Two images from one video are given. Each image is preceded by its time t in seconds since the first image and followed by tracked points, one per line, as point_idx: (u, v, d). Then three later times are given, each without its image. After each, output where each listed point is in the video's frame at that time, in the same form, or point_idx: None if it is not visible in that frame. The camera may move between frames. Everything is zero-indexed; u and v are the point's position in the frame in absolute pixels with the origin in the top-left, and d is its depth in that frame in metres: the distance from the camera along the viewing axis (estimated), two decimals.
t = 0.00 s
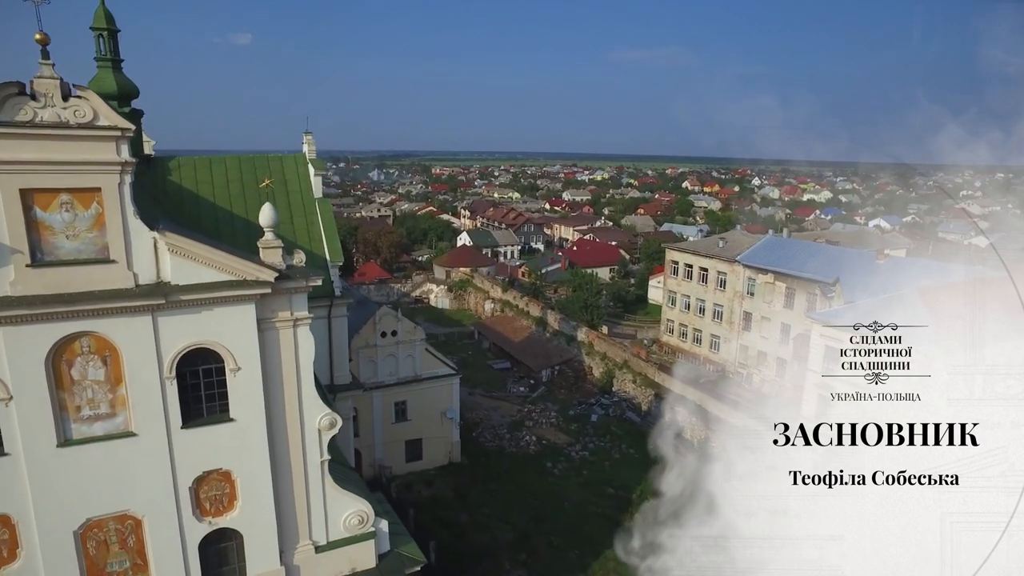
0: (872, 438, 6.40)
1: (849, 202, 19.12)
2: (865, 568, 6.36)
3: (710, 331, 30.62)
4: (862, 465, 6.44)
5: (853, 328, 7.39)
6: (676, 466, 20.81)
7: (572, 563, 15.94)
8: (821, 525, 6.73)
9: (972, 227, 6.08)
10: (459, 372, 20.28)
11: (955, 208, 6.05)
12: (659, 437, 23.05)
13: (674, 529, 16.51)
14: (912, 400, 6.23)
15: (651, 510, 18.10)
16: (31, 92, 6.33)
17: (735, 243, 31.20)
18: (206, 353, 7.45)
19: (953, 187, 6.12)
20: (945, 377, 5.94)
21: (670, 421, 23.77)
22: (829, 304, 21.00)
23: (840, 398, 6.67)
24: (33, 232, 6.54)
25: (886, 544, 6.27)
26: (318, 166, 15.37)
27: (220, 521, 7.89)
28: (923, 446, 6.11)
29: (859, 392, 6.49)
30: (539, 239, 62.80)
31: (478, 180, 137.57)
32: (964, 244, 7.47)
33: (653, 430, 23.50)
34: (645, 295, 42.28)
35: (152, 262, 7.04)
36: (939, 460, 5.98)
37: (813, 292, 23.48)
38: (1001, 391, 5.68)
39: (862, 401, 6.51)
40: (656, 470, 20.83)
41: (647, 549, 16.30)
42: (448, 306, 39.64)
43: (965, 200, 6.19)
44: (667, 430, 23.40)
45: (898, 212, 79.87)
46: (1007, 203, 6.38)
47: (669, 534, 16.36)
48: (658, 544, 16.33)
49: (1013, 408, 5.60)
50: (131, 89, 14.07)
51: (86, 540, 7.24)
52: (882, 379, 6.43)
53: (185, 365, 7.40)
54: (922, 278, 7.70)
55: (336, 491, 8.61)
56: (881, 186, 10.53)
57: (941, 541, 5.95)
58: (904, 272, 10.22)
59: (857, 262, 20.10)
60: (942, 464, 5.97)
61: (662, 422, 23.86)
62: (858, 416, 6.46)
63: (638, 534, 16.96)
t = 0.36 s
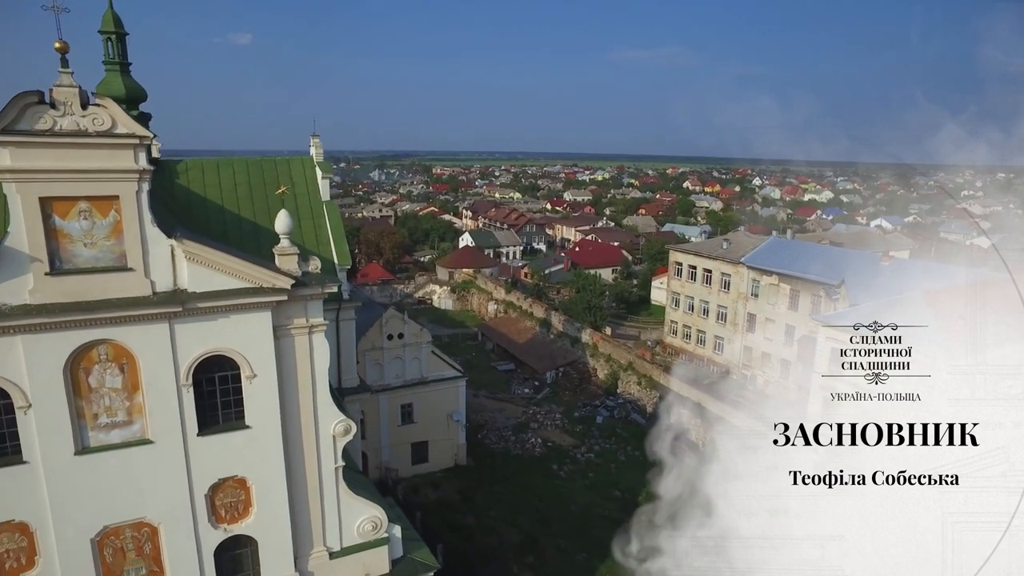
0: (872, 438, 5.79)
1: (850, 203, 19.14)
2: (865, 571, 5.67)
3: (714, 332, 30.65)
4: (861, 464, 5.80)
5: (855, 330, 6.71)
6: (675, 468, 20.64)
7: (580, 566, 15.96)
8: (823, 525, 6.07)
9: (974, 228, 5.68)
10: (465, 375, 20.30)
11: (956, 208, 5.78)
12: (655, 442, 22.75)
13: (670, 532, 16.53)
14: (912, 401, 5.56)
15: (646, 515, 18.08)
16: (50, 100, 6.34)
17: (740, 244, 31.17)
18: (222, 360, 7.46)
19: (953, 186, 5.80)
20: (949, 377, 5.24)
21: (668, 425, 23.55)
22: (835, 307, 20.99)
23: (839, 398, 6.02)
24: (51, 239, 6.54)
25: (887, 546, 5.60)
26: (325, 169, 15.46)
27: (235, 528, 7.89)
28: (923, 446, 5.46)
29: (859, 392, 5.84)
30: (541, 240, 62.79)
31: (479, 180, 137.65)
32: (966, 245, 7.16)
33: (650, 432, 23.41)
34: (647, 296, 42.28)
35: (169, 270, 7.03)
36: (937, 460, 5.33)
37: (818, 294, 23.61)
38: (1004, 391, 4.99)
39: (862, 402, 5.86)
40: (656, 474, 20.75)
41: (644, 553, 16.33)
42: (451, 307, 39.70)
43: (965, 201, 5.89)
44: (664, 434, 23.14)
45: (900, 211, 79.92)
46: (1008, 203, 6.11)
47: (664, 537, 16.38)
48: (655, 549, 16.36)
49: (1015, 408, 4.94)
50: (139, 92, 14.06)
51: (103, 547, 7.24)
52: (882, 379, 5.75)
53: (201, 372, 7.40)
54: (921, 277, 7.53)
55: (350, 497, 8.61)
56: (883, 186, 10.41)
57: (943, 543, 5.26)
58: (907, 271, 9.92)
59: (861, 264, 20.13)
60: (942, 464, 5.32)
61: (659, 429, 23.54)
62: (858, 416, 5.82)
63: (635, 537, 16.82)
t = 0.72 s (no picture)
0: (872, 438, 5.36)
1: (851, 204, 19.18)
2: None
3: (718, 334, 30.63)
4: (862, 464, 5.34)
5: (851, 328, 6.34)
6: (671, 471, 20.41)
7: (587, 570, 15.97)
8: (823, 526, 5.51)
9: (973, 230, 5.44)
10: (471, 377, 20.30)
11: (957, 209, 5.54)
12: (653, 444, 22.64)
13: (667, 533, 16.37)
14: (913, 401, 5.19)
15: (645, 516, 17.83)
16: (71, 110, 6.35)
17: (743, 246, 31.19)
18: (239, 368, 7.46)
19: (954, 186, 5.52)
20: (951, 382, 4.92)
21: (664, 428, 23.20)
22: (839, 309, 20.98)
23: (837, 398, 5.65)
24: (72, 248, 6.54)
25: (888, 546, 5.17)
26: (334, 172, 14.82)
27: (252, 535, 7.88)
28: (924, 446, 5.07)
29: (859, 392, 5.44)
30: (543, 240, 62.83)
31: (479, 180, 137.80)
32: (971, 249, 6.81)
33: (646, 438, 23.13)
34: (650, 297, 42.28)
35: (187, 278, 7.02)
36: (936, 460, 4.96)
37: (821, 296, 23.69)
38: (1006, 391, 4.68)
39: (862, 403, 5.46)
40: (656, 476, 20.65)
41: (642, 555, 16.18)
42: (454, 308, 39.76)
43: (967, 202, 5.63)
44: (661, 437, 22.74)
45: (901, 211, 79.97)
46: (1010, 203, 5.77)
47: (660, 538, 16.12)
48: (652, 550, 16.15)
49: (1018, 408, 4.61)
50: (149, 96, 14.09)
51: (121, 555, 7.23)
52: (882, 379, 5.36)
53: (218, 380, 7.40)
54: (931, 284, 7.47)
55: (365, 503, 8.61)
56: (881, 185, 10.29)
57: (945, 542, 4.88)
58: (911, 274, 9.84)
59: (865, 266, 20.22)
60: (942, 464, 4.95)
61: (656, 433, 23.22)
62: (858, 416, 5.43)
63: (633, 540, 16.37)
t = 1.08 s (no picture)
0: (873, 438, 5.18)
1: (852, 205, 19.21)
2: None
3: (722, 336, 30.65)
4: (862, 463, 5.19)
5: (853, 328, 6.21)
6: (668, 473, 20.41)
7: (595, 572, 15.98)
8: (823, 525, 5.36)
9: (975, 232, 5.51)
10: (477, 380, 20.30)
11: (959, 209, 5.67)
12: (651, 447, 22.57)
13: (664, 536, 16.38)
14: (914, 402, 5.01)
15: (643, 520, 17.83)
16: (93, 119, 6.38)
17: (746, 248, 31.25)
18: (258, 376, 7.46)
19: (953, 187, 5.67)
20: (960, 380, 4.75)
21: (662, 431, 23.32)
22: (843, 310, 21.02)
23: (837, 398, 5.51)
24: (93, 257, 6.55)
25: (887, 546, 5.05)
26: (342, 176, 14.22)
27: (269, 542, 7.90)
28: (923, 446, 4.92)
29: (859, 393, 5.26)
30: (545, 241, 62.87)
31: (480, 180, 137.83)
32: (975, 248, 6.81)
33: (645, 440, 23.16)
34: (653, 298, 42.30)
35: (207, 286, 7.03)
36: (936, 460, 4.82)
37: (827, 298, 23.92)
38: (1007, 390, 4.54)
39: (862, 403, 5.28)
40: (656, 478, 20.64)
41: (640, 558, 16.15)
42: (457, 309, 39.81)
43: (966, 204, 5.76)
44: (659, 439, 22.88)
45: (904, 211, 79.93)
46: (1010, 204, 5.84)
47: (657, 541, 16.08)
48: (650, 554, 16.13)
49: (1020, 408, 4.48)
50: (157, 100, 14.10)
51: (140, 562, 7.25)
52: (882, 379, 5.18)
53: (236, 388, 7.40)
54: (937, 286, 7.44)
55: (381, 510, 8.63)
56: (882, 187, 10.15)
57: (947, 542, 4.74)
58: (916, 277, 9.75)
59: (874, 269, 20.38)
60: (942, 463, 4.81)
61: (654, 435, 23.32)
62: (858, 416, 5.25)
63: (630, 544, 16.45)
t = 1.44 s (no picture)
0: (872, 438, 6.09)
1: (853, 206, 19.29)
2: (866, 569, 6.10)
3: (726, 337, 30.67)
4: (862, 465, 6.21)
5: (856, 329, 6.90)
6: (668, 476, 20.39)
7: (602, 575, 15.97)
8: (824, 525, 6.49)
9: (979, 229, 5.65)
10: (484, 382, 20.32)
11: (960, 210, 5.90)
12: (649, 448, 22.68)
13: (663, 538, 16.45)
14: (912, 401, 5.86)
15: (642, 523, 17.96)
16: (115, 126, 6.40)
17: (751, 249, 31.24)
18: (276, 381, 7.48)
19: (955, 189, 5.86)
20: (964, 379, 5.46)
21: (661, 434, 23.39)
22: (849, 312, 21.00)
23: (839, 398, 6.39)
24: (114, 264, 6.56)
25: (887, 544, 6.06)
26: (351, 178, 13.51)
27: (287, 547, 7.92)
28: (923, 446, 5.83)
29: (860, 392, 6.14)
30: (547, 241, 62.74)
31: (481, 181, 137.84)
32: (979, 247, 7.37)
33: (645, 441, 23.18)
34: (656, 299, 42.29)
35: (226, 292, 7.04)
36: (936, 461, 5.71)
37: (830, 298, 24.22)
38: (1006, 391, 5.23)
39: (864, 402, 6.16)
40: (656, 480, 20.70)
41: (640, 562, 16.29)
42: (460, 310, 39.79)
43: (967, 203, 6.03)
44: (657, 442, 22.98)
45: (907, 212, 79.88)
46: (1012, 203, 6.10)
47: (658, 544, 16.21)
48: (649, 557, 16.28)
49: (1014, 408, 5.19)
50: (167, 104, 14.10)
51: (159, 567, 7.28)
52: (882, 379, 6.03)
53: (255, 394, 7.42)
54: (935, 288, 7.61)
55: (397, 514, 8.65)
56: (884, 187, 10.36)
57: (945, 542, 5.59)
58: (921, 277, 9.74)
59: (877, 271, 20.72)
60: (941, 464, 5.68)
61: (652, 437, 23.41)
62: (858, 416, 6.16)
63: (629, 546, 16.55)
